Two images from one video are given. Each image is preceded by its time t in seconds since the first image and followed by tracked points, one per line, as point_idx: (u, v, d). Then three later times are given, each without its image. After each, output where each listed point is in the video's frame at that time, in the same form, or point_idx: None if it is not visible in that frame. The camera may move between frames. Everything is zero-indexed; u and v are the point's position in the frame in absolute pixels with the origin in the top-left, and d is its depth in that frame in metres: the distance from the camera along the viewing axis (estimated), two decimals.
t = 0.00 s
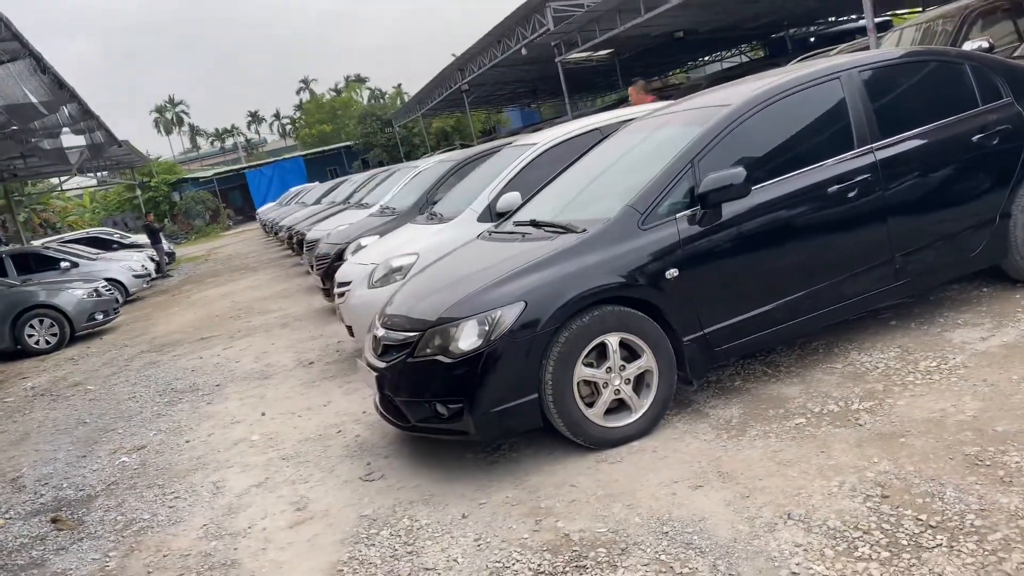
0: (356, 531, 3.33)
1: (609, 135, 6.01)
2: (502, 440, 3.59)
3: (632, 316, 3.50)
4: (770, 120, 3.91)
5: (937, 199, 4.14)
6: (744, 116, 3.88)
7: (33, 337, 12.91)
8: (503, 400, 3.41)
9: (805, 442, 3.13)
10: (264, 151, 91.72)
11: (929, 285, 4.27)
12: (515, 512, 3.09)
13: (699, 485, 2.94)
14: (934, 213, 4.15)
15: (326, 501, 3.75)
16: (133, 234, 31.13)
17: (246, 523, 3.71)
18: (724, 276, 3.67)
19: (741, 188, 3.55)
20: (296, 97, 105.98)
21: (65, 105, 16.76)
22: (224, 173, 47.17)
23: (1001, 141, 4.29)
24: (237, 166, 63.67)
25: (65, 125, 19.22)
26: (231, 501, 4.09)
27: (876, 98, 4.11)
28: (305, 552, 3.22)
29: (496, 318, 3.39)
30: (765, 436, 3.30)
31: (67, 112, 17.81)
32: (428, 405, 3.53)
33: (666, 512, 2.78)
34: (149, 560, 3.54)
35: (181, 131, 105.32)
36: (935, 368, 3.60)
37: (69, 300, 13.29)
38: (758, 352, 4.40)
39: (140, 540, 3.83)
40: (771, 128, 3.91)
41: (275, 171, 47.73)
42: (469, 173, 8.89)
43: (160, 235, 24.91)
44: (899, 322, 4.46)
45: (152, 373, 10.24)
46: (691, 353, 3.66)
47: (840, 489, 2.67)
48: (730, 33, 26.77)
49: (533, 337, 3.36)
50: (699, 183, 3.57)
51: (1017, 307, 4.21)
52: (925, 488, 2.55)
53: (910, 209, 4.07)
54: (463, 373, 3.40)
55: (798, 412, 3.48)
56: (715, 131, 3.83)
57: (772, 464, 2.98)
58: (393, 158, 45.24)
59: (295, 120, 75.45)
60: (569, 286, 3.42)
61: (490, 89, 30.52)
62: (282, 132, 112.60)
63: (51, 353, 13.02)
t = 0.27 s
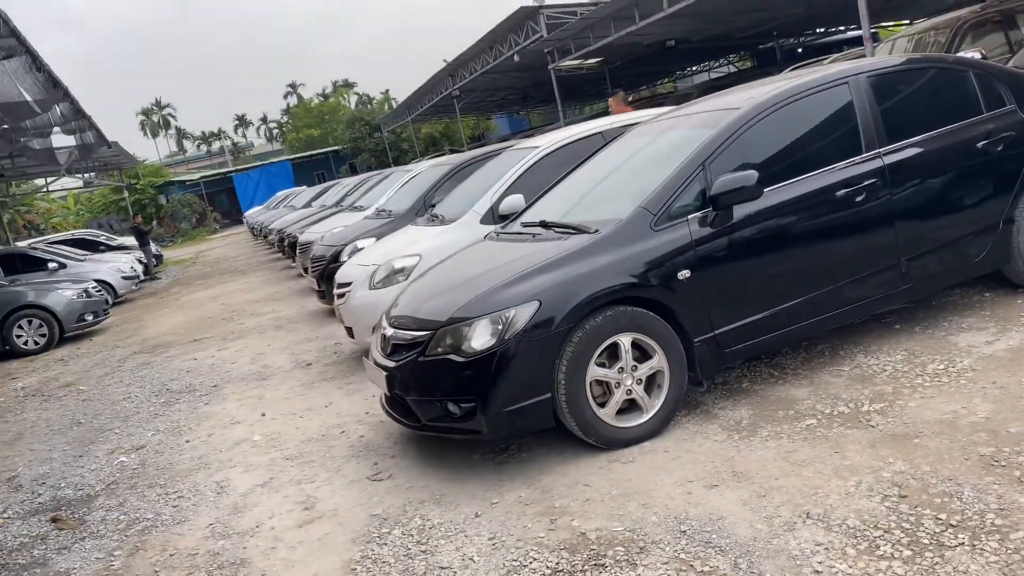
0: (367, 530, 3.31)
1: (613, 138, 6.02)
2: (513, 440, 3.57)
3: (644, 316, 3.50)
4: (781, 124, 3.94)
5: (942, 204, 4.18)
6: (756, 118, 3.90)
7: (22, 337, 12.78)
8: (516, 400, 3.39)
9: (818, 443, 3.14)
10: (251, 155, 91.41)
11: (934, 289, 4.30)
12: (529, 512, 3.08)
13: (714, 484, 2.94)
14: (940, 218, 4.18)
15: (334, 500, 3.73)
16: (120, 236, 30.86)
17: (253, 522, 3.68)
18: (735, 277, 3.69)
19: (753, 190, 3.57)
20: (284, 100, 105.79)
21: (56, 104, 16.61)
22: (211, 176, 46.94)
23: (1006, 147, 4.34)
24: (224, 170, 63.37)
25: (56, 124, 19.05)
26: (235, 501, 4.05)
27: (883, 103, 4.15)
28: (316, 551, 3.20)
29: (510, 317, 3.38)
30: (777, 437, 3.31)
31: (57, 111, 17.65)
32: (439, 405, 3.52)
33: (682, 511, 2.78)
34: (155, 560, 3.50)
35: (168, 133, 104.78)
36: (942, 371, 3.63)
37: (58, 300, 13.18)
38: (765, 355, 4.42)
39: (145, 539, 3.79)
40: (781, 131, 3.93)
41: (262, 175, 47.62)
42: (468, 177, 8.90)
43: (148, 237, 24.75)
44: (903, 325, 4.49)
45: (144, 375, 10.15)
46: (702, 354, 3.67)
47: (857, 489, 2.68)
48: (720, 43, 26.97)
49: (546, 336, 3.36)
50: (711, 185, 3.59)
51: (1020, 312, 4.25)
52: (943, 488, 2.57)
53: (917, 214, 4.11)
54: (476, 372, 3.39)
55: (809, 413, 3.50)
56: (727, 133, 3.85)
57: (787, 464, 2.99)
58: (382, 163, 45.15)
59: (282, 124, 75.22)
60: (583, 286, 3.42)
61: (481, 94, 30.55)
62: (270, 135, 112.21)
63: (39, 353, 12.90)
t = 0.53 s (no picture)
0: (380, 529, 3.26)
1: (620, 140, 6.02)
2: (527, 439, 3.54)
3: (662, 315, 3.48)
4: (796, 124, 3.94)
5: (955, 207, 4.19)
6: (772, 119, 3.89)
7: (10, 337, 12.62)
8: (532, 398, 3.36)
9: (839, 444, 3.12)
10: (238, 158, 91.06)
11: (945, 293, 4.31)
12: (547, 512, 3.04)
13: (735, 485, 2.91)
14: (952, 221, 4.19)
15: (344, 499, 3.67)
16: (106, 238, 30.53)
17: (262, 522, 3.61)
18: (751, 278, 3.68)
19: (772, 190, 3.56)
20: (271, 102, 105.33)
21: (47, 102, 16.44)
22: (198, 178, 46.69)
23: (1017, 151, 4.36)
24: (211, 173, 63.04)
25: (46, 123, 18.85)
26: (241, 501, 3.99)
27: (896, 106, 4.17)
28: (329, 550, 3.15)
29: (527, 315, 3.34)
30: (796, 438, 3.29)
31: (48, 109, 17.46)
32: (453, 403, 3.48)
33: (705, 511, 2.76)
34: (162, 559, 3.43)
35: (155, 135, 104.20)
36: (958, 373, 3.63)
37: (48, 300, 13.03)
38: (777, 357, 4.40)
39: (150, 539, 3.72)
40: (796, 132, 3.93)
41: (250, 178, 47.48)
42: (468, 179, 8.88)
43: (136, 239, 24.55)
44: (914, 329, 4.49)
45: (136, 376, 10.02)
46: (719, 354, 3.65)
47: (883, 490, 2.66)
48: (711, 52, 27.13)
49: (564, 334, 3.32)
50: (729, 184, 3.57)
51: None
52: (970, 488, 2.55)
53: (930, 217, 4.12)
54: (492, 370, 3.35)
55: (826, 414, 3.48)
56: (743, 133, 3.85)
57: (808, 465, 2.97)
58: (370, 167, 45.01)
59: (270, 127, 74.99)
60: (602, 283, 3.39)
61: (472, 99, 30.55)
62: (258, 138, 111.86)
63: (27, 353, 12.74)
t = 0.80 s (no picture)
0: (401, 538, 3.21)
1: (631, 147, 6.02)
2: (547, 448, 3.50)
3: (684, 323, 3.47)
4: (816, 133, 3.95)
5: (971, 219, 4.22)
6: (793, 127, 3.90)
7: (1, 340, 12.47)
8: (554, 406, 3.32)
9: (865, 455, 3.10)
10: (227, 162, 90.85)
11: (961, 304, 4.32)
12: (572, 521, 3.01)
13: (763, 495, 2.89)
14: (969, 231, 4.22)
15: (360, 507, 3.63)
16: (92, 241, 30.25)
17: (276, 530, 3.56)
18: (773, 286, 3.68)
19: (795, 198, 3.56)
20: (260, 107, 104.92)
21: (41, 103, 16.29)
22: (186, 182, 46.51)
23: None
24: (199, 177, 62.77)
25: (38, 124, 18.69)
26: (253, 508, 3.93)
27: (914, 116, 4.19)
28: (350, 559, 3.10)
29: (550, 321, 3.31)
30: (820, 448, 3.27)
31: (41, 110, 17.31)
32: (474, 410, 3.44)
33: (734, 522, 2.73)
34: (174, 568, 3.36)
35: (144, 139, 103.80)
36: (978, 384, 3.63)
37: (39, 303, 12.89)
38: (793, 367, 4.40)
39: (161, 547, 3.66)
40: (816, 140, 3.94)
41: (238, 182, 47.41)
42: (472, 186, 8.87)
43: (125, 242, 24.37)
44: (929, 339, 4.50)
45: (131, 380, 9.91)
46: (740, 363, 3.64)
47: (914, 501, 2.64)
48: (704, 62, 27.27)
49: (588, 341, 3.30)
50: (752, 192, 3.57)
51: None
52: (1004, 500, 2.54)
53: (947, 228, 4.14)
54: (514, 378, 3.31)
55: (849, 425, 3.47)
56: (765, 140, 3.85)
57: (836, 475, 2.95)
58: (360, 173, 44.89)
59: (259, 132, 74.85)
60: (626, 291, 3.37)
61: (464, 105, 30.59)
62: (247, 143, 111.64)
63: (19, 357, 12.59)
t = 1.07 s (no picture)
0: (420, 544, 3.21)
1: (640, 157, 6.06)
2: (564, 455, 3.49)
3: (703, 330, 3.48)
4: (830, 142, 3.98)
5: (982, 228, 4.26)
6: (808, 136, 3.93)
7: None
8: (573, 414, 3.32)
9: (884, 463, 3.12)
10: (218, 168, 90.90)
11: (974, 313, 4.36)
12: (593, 529, 3.01)
13: (786, 502, 2.90)
14: (981, 240, 4.26)
15: (376, 514, 3.62)
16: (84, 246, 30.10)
17: (292, 537, 3.54)
18: (790, 295, 3.70)
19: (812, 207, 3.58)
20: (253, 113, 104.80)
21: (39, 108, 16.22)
22: (177, 189, 46.50)
23: None
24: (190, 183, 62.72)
25: (36, 128, 18.61)
26: (266, 514, 3.92)
27: (926, 127, 4.23)
28: (370, 566, 3.09)
29: (571, 327, 3.31)
30: (838, 455, 3.29)
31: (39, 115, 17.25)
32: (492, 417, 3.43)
33: (758, 529, 2.74)
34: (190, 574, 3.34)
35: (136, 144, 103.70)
36: (994, 393, 3.65)
37: (35, 308, 12.83)
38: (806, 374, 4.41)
39: (176, 553, 3.65)
40: (831, 149, 3.97)
41: (230, 189, 47.48)
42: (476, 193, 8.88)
43: (119, 248, 24.31)
44: (940, 348, 4.52)
45: (130, 386, 9.86)
46: (758, 371, 3.65)
47: (938, 509, 2.66)
48: (699, 72, 27.42)
49: (608, 348, 3.30)
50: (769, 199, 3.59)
51: None
52: None
53: (958, 237, 4.18)
54: (533, 384, 3.31)
55: (866, 432, 3.49)
56: (781, 149, 3.87)
57: (857, 483, 2.96)
58: (353, 180, 44.83)
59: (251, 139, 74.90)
60: (646, 297, 3.38)
61: (459, 113, 30.69)
62: (240, 149, 111.63)
63: (14, 362, 12.53)
